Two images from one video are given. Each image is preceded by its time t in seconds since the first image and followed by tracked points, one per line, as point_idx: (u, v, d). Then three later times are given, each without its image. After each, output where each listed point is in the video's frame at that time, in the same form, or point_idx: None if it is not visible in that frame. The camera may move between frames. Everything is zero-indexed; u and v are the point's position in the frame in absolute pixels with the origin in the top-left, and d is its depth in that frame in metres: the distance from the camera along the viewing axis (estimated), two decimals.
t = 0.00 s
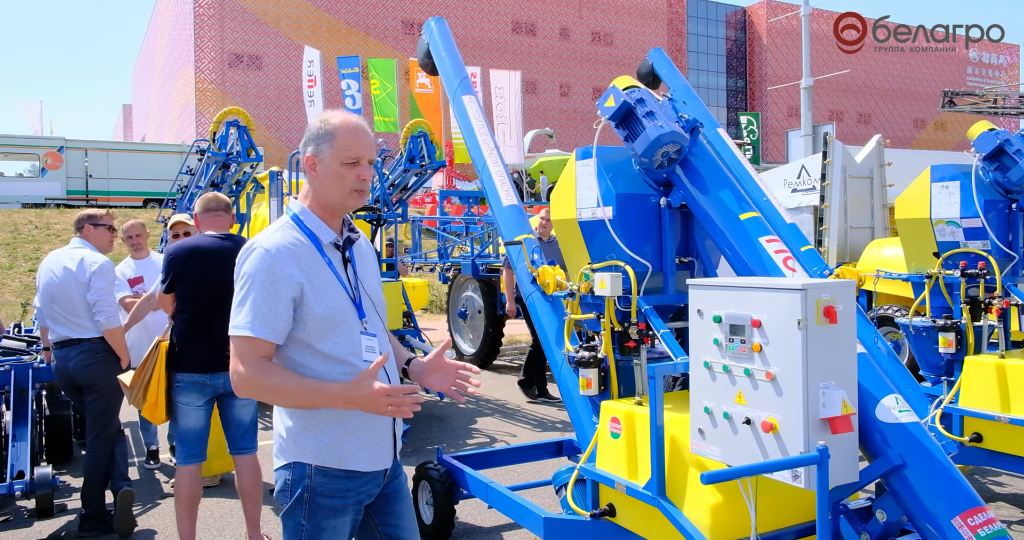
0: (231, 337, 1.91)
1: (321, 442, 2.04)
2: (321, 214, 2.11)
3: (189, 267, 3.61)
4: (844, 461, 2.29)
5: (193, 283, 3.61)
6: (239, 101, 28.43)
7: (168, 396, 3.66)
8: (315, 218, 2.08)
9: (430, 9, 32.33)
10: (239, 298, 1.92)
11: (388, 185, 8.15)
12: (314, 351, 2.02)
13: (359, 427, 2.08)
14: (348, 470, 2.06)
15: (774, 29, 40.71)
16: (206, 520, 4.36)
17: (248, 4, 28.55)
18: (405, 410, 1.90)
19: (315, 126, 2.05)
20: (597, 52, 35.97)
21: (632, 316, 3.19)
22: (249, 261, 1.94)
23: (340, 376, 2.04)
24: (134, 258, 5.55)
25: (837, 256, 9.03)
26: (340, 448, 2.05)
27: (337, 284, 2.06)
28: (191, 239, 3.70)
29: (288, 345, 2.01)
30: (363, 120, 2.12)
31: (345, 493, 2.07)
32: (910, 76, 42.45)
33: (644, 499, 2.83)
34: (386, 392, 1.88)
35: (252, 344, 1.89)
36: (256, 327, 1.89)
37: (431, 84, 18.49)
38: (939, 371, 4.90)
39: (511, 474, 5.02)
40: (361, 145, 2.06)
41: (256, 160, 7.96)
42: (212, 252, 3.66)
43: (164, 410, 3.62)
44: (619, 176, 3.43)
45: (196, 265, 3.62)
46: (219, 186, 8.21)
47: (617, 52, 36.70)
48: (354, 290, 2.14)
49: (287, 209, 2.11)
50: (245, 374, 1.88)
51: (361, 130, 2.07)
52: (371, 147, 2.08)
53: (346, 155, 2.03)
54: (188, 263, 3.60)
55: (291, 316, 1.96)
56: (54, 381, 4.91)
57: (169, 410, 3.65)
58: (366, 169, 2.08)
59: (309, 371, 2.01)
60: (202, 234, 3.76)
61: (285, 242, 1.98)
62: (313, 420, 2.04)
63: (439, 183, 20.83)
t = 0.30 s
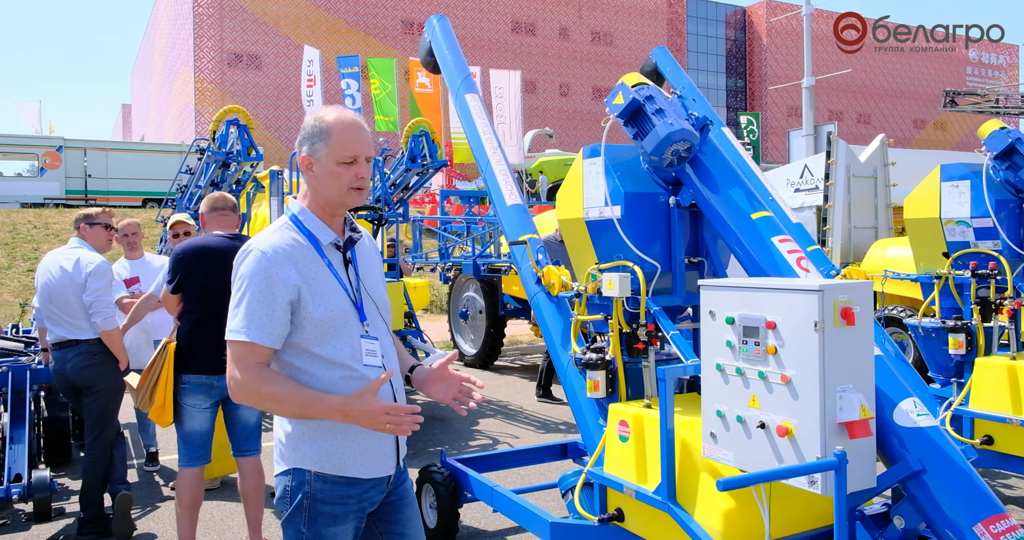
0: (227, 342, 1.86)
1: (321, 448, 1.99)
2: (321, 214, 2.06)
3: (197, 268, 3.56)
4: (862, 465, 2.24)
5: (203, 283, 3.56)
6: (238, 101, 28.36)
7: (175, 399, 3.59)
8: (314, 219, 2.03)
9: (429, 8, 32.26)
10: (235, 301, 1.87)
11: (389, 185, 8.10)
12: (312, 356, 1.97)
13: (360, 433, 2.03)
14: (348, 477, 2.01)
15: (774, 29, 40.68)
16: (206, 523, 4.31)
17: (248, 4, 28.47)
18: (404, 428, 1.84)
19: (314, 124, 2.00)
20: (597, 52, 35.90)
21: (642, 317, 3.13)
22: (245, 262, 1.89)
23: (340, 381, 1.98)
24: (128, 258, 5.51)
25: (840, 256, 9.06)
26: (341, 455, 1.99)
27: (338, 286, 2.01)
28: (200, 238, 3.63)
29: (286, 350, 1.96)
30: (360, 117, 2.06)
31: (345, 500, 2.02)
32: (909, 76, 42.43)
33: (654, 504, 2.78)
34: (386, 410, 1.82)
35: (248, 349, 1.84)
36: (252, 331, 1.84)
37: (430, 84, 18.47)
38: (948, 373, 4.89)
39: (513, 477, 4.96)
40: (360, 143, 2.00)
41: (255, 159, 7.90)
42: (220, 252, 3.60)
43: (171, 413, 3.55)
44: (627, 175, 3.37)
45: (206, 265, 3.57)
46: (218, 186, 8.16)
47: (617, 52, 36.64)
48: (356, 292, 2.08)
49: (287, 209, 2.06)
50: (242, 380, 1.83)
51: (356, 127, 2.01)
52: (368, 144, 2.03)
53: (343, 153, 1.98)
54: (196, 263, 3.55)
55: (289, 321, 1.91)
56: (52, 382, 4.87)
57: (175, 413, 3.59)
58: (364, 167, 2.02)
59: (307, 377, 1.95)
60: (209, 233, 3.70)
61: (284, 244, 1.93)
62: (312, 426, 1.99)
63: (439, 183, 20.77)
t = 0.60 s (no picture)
0: (225, 345, 1.79)
1: (323, 455, 1.92)
2: (325, 212, 2.00)
3: (209, 267, 3.49)
4: (886, 471, 2.18)
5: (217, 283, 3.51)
6: (236, 101, 28.24)
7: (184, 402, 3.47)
8: (319, 217, 1.96)
9: (428, 8, 32.20)
10: (233, 303, 1.81)
11: (390, 184, 8.05)
12: (313, 359, 1.90)
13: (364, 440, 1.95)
14: (352, 484, 1.94)
15: (773, 29, 40.66)
16: (205, 528, 4.23)
17: (246, 3, 28.37)
18: (399, 447, 1.79)
19: (320, 117, 1.93)
20: (595, 52, 35.85)
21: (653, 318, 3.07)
22: (245, 262, 1.83)
23: (343, 385, 1.92)
24: (124, 259, 5.44)
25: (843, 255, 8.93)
26: (343, 462, 1.93)
27: (341, 287, 1.94)
28: (212, 237, 3.55)
29: (285, 353, 1.90)
30: (366, 111, 1.99)
31: (350, 507, 1.95)
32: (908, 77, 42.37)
33: (667, 509, 2.72)
34: (381, 427, 1.77)
35: (245, 352, 1.77)
36: (250, 335, 1.77)
37: (429, 84, 18.41)
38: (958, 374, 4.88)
39: (517, 480, 4.89)
40: (367, 139, 1.94)
41: (255, 158, 7.82)
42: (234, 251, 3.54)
43: (179, 415, 3.41)
44: (637, 173, 3.32)
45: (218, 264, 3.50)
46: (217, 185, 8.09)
47: (615, 53, 36.58)
48: (361, 293, 2.02)
49: (290, 206, 1.99)
50: (239, 384, 1.77)
51: (362, 122, 1.95)
52: (375, 140, 1.96)
53: (350, 149, 1.91)
54: (209, 263, 3.48)
55: (289, 323, 1.84)
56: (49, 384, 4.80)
57: (183, 417, 3.45)
58: (371, 162, 1.96)
59: (307, 381, 1.89)
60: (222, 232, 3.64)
61: (285, 243, 1.86)
62: (314, 432, 1.93)
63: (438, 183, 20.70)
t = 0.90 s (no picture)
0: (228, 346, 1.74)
1: (328, 459, 1.87)
2: (328, 210, 1.95)
3: (205, 266, 3.41)
4: (904, 476, 2.16)
5: (211, 283, 3.42)
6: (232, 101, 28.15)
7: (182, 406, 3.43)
8: (322, 216, 1.91)
9: (424, 9, 32.15)
10: (235, 304, 1.75)
11: (389, 185, 8.00)
12: (317, 362, 1.85)
13: (368, 442, 1.90)
14: (356, 490, 1.89)
15: (768, 30, 40.70)
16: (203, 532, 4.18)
17: (242, 3, 28.29)
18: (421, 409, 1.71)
19: (324, 112, 1.88)
20: (592, 53, 35.84)
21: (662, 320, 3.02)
22: (247, 261, 1.77)
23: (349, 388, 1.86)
24: (118, 259, 5.38)
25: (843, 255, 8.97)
26: (348, 465, 1.88)
27: (345, 287, 1.89)
28: (208, 236, 3.48)
29: (289, 356, 1.85)
30: (370, 107, 1.94)
31: (355, 514, 1.91)
32: (903, 78, 42.41)
33: (676, 514, 2.67)
34: (399, 392, 1.67)
35: (250, 354, 1.72)
36: (253, 336, 1.72)
37: (426, 84, 18.36)
38: (964, 375, 4.92)
39: (518, 483, 4.84)
40: (371, 136, 1.89)
41: (253, 158, 7.75)
42: (230, 251, 3.46)
43: (178, 420, 3.38)
44: (644, 172, 3.28)
45: (213, 264, 3.42)
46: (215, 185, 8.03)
47: (611, 53, 36.56)
48: (365, 293, 1.96)
49: (292, 205, 1.94)
50: (242, 386, 1.71)
51: (367, 119, 1.89)
52: (379, 137, 1.90)
53: (354, 146, 1.86)
54: (204, 262, 3.40)
55: (292, 325, 1.79)
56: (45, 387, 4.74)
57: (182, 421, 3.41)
58: (376, 161, 1.90)
59: (312, 383, 1.83)
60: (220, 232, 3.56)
61: (288, 242, 1.81)
62: (317, 436, 1.87)
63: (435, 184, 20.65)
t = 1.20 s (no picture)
0: (224, 349, 1.69)
1: (329, 463, 1.83)
2: (327, 210, 1.91)
3: (184, 269, 3.39)
4: (914, 479, 2.16)
5: (190, 286, 3.39)
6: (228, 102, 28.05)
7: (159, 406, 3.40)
8: (321, 215, 1.87)
9: (421, 9, 32.11)
10: (232, 305, 1.71)
11: (388, 185, 7.96)
12: (317, 364, 1.81)
13: (370, 447, 1.86)
14: (358, 496, 1.85)
15: (765, 30, 40.73)
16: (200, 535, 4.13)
17: (238, 3, 28.20)
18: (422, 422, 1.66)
19: (323, 109, 1.83)
20: (588, 53, 35.82)
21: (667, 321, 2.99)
22: (244, 262, 1.73)
23: (351, 391, 1.82)
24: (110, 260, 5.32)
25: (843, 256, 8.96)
26: (349, 471, 1.84)
27: (345, 288, 1.85)
28: (189, 239, 3.45)
29: (288, 359, 1.80)
30: (370, 104, 1.90)
31: (356, 521, 1.87)
32: (899, 78, 42.48)
33: (680, 518, 2.63)
34: (400, 406, 1.62)
35: (247, 356, 1.68)
36: (251, 338, 1.67)
37: (423, 84, 18.34)
38: (968, 376, 4.95)
39: (518, 486, 4.80)
40: (371, 133, 1.84)
41: (250, 157, 7.70)
42: (209, 252, 3.42)
43: (154, 421, 3.35)
44: (647, 171, 3.24)
45: (191, 266, 3.39)
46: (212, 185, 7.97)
47: (608, 53, 36.52)
48: (365, 294, 1.92)
49: (290, 204, 1.90)
50: (240, 390, 1.67)
51: (367, 116, 1.85)
52: (379, 134, 1.87)
53: (354, 143, 1.82)
54: (182, 264, 3.38)
55: (291, 327, 1.74)
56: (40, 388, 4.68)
57: (160, 421, 3.38)
58: (375, 158, 1.86)
59: (313, 387, 1.79)
60: (199, 233, 3.52)
61: (285, 242, 1.77)
62: (317, 441, 1.83)
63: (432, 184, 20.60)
